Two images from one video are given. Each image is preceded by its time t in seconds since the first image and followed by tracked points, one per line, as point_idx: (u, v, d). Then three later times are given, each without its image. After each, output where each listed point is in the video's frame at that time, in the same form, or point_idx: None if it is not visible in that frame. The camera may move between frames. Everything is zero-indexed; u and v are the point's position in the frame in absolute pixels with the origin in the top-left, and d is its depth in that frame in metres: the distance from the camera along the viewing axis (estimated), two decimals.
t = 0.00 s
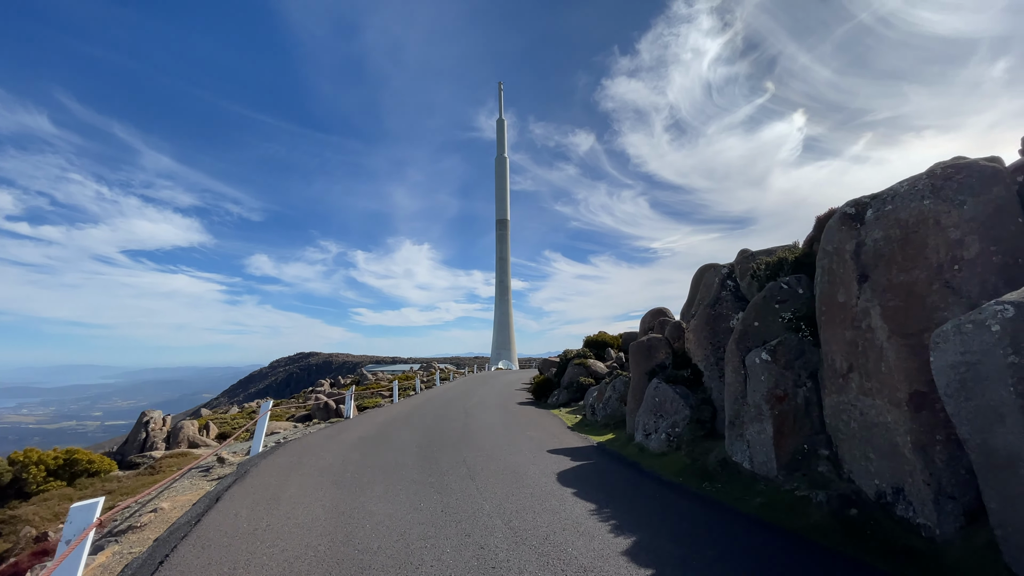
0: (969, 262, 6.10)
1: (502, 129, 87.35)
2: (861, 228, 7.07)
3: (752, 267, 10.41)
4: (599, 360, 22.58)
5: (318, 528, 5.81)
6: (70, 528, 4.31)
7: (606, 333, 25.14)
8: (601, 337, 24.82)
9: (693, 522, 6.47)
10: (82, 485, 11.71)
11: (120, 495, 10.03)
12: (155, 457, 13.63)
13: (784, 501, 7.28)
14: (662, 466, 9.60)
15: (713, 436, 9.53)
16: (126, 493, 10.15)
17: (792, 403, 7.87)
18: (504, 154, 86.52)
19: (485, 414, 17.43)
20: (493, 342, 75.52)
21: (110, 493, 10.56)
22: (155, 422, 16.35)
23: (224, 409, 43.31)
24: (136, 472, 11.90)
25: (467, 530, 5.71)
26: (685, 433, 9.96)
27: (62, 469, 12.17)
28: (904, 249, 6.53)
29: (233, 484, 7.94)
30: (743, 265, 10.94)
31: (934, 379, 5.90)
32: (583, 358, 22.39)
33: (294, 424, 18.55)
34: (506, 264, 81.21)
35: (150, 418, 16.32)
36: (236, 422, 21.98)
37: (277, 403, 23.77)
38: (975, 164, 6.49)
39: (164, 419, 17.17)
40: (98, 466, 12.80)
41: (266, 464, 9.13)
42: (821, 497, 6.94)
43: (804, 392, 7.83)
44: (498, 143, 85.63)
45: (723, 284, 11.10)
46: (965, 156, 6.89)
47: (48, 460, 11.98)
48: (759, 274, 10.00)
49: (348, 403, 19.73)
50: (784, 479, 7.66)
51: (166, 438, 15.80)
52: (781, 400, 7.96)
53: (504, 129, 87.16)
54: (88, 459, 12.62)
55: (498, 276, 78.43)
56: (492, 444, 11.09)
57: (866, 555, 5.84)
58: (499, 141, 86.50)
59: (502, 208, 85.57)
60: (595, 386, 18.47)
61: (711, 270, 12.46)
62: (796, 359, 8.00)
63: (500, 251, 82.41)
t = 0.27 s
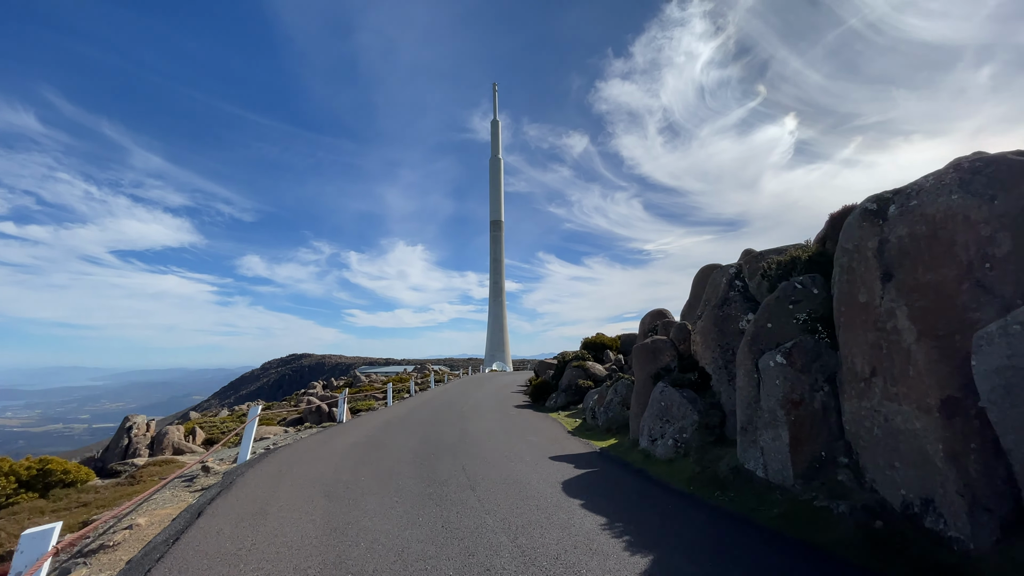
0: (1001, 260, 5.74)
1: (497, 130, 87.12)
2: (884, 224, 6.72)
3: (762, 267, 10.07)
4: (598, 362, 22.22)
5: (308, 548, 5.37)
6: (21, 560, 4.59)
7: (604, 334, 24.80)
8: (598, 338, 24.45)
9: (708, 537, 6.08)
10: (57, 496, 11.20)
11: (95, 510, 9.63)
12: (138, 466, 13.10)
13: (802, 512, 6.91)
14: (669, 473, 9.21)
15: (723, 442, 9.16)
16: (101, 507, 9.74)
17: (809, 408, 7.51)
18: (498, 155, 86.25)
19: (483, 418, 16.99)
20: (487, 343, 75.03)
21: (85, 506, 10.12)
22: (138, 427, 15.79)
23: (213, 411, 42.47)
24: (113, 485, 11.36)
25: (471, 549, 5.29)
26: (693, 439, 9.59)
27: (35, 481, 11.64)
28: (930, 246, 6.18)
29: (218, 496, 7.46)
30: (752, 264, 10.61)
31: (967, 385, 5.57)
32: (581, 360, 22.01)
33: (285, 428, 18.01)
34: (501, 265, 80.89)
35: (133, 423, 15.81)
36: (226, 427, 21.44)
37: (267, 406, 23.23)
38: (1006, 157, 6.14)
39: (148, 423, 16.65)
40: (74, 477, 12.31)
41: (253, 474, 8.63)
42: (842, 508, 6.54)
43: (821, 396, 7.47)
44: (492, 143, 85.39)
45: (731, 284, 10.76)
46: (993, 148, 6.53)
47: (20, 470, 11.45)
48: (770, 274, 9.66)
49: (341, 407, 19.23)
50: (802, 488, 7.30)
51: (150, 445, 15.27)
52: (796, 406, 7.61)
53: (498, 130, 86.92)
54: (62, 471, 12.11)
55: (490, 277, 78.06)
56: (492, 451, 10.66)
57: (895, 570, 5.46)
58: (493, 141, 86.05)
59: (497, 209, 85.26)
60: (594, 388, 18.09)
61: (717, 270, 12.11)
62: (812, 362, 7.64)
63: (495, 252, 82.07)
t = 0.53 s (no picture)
0: None
1: (490, 130, 86.71)
2: (907, 216, 6.40)
3: (772, 263, 9.74)
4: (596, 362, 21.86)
5: (299, 563, 4.93)
6: None
7: (601, 334, 24.45)
8: (596, 338, 24.10)
9: (728, 549, 5.73)
10: (31, 504, 10.64)
11: (68, 520, 9.13)
12: (119, 471, 12.54)
13: (822, 518, 6.57)
14: (677, 477, 8.85)
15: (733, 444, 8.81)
16: (76, 517, 9.23)
17: (827, 409, 7.17)
18: (491, 155, 85.83)
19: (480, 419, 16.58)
20: (480, 344, 74.51)
21: (60, 515, 9.59)
22: (121, 431, 15.20)
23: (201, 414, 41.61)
24: (92, 492, 10.81)
25: (477, 564, 4.87)
26: (700, 441, 9.23)
27: (8, 488, 11.09)
28: (959, 239, 5.86)
29: (200, 505, 6.97)
30: (759, 261, 10.29)
31: (1004, 384, 5.24)
32: (578, 360, 21.65)
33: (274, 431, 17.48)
34: (494, 265, 80.42)
35: (115, 427, 15.22)
36: (213, 430, 20.82)
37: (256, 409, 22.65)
38: None
39: (131, 427, 16.05)
40: (48, 484, 11.75)
41: (240, 480, 8.13)
42: (866, 515, 6.22)
43: (839, 396, 7.14)
44: (485, 143, 84.95)
45: (738, 281, 10.43)
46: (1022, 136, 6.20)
47: None
48: (780, 270, 9.32)
49: (332, 409, 18.70)
50: (820, 493, 6.95)
51: (133, 449, 14.70)
52: (813, 406, 7.27)
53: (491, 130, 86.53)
54: (37, 478, 11.55)
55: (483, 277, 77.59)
56: (492, 454, 10.25)
57: None
58: (486, 141, 85.66)
59: (490, 209, 84.81)
60: (593, 389, 17.72)
61: (723, 267, 11.78)
62: (829, 360, 7.31)
63: (488, 253, 81.60)
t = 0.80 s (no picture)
0: None
1: (482, 130, 86.34)
2: (934, 211, 6.11)
3: (781, 261, 9.45)
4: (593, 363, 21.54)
5: None
6: None
7: (598, 335, 24.16)
8: (592, 338, 23.78)
9: (753, 564, 5.39)
10: (6, 515, 10.07)
11: (46, 533, 8.58)
12: (101, 480, 11.97)
13: (846, 529, 6.26)
14: (685, 484, 8.49)
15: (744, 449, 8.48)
16: (54, 530, 8.69)
17: (846, 413, 6.85)
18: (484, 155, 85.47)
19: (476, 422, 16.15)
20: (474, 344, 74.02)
21: (37, 528, 9.04)
22: (104, 437, 14.62)
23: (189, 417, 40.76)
24: (71, 503, 10.24)
25: None
26: (709, 445, 8.87)
27: None
28: (990, 234, 5.56)
29: (184, 520, 6.49)
30: (767, 259, 9.99)
31: None
32: (576, 361, 21.30)
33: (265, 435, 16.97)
34: (487, 265, 80.03)
35: (98, 432, 14.62)
36: (200, 434, 20.18)
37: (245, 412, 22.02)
38: None
39: (114, 432, 15.45)
40: (26, 493, 11.16)
41: (227, 491, 7.65)
42: (893, 525, 5.94)
43: (859, 399, 6.82)
44: (478, 143, 84.62)
45: (745, 280, 10.11)
46: None
47: None
48: (790, 268, 9.01)
49: (324, 412, 18.17)
50: (840, 502, 6.63)
51: (116, 455, 14.11)
52: (831, 410, 6.95)
53: (484, 130, 86.19)
54: (15, 487, 10.97)
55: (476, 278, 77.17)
56: (492, 460, 9.84)
57: None
58: (479, 141, 85.33)
59: (483, 209, 84.42)
60: (592, 391, 17.37)
61: (727, 266, 11.47)
62: (848, 362, 6.99)
63: (481, 253, 81.20)
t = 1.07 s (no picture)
0: None
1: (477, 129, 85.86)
2: (966, 200, 5.84)
3: (794, 257, 9.14)
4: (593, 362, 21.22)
5: None
6: None
7: (597, 334, 23.82)
8: (592, 337, 23.45)
9: None
10: None
11: (25, 545, 8.05)
12: (85, 486, 11.46)
13: (873, 535, 5.93)
14: (698, 487, 8.14)
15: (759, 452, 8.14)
16: (34, 541, 8.16)
17: (869, 414, 6.52)
18: (479, 153, 85.02)
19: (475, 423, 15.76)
20: (469, 344, 73.52)
21: (15, 539, 8.55)
22: (90, 441, 14.17)
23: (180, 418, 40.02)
24: (53, 512, 9.74)
25: None
26: (721, 448, 8.53)
27: None
28: None
29: (170, 531, 6.06)
30: (779, 254, 9.67)
31: None
32: (576, 360, 20.96)
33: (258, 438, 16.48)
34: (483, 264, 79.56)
35: (84, 436, 14.15)
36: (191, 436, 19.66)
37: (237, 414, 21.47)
38: None
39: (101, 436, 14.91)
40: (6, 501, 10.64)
41: (217, 499, 7.21)
42: (924, 532, 5.62)
43: (883, 399, 6.49)
44: (473, 142, 84.10)
45: (755, 276, 9.79)
46: None
47: None
48: (805, 263, 8.69)
49: (319, 414, 17.71)
50: (865, 507, 6.30)
51: (103, 460, 13.60)
52: (854, 411, 6.62)
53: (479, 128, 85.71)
54: None
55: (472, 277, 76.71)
56: (496, 464, 9.46)
57: None
58: (474, 139, 84.87)
59: (478, 208, 83.95)
60: (593, 390, 17.02)
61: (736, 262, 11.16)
62: (871, 360, 6.67)
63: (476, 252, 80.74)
